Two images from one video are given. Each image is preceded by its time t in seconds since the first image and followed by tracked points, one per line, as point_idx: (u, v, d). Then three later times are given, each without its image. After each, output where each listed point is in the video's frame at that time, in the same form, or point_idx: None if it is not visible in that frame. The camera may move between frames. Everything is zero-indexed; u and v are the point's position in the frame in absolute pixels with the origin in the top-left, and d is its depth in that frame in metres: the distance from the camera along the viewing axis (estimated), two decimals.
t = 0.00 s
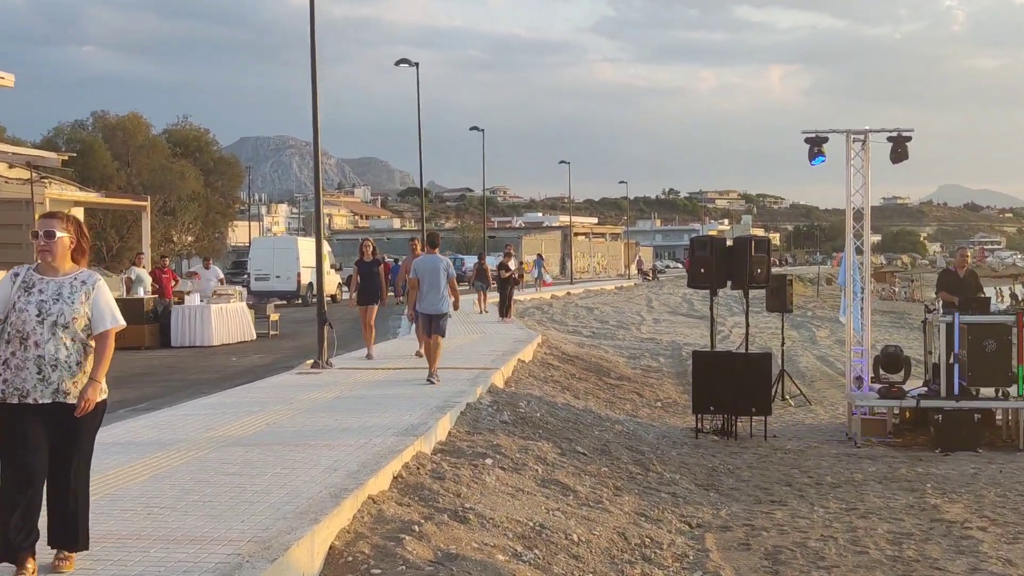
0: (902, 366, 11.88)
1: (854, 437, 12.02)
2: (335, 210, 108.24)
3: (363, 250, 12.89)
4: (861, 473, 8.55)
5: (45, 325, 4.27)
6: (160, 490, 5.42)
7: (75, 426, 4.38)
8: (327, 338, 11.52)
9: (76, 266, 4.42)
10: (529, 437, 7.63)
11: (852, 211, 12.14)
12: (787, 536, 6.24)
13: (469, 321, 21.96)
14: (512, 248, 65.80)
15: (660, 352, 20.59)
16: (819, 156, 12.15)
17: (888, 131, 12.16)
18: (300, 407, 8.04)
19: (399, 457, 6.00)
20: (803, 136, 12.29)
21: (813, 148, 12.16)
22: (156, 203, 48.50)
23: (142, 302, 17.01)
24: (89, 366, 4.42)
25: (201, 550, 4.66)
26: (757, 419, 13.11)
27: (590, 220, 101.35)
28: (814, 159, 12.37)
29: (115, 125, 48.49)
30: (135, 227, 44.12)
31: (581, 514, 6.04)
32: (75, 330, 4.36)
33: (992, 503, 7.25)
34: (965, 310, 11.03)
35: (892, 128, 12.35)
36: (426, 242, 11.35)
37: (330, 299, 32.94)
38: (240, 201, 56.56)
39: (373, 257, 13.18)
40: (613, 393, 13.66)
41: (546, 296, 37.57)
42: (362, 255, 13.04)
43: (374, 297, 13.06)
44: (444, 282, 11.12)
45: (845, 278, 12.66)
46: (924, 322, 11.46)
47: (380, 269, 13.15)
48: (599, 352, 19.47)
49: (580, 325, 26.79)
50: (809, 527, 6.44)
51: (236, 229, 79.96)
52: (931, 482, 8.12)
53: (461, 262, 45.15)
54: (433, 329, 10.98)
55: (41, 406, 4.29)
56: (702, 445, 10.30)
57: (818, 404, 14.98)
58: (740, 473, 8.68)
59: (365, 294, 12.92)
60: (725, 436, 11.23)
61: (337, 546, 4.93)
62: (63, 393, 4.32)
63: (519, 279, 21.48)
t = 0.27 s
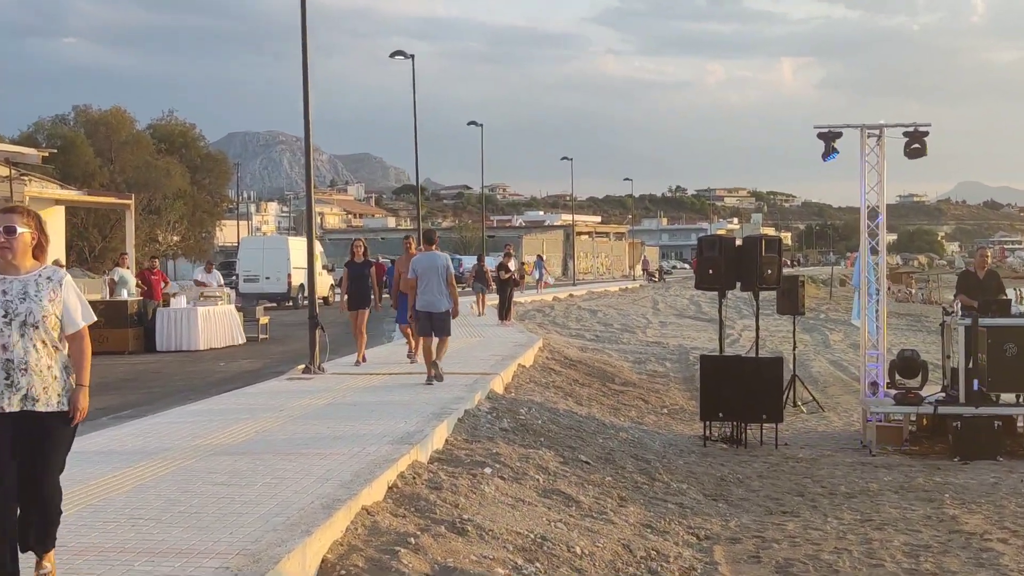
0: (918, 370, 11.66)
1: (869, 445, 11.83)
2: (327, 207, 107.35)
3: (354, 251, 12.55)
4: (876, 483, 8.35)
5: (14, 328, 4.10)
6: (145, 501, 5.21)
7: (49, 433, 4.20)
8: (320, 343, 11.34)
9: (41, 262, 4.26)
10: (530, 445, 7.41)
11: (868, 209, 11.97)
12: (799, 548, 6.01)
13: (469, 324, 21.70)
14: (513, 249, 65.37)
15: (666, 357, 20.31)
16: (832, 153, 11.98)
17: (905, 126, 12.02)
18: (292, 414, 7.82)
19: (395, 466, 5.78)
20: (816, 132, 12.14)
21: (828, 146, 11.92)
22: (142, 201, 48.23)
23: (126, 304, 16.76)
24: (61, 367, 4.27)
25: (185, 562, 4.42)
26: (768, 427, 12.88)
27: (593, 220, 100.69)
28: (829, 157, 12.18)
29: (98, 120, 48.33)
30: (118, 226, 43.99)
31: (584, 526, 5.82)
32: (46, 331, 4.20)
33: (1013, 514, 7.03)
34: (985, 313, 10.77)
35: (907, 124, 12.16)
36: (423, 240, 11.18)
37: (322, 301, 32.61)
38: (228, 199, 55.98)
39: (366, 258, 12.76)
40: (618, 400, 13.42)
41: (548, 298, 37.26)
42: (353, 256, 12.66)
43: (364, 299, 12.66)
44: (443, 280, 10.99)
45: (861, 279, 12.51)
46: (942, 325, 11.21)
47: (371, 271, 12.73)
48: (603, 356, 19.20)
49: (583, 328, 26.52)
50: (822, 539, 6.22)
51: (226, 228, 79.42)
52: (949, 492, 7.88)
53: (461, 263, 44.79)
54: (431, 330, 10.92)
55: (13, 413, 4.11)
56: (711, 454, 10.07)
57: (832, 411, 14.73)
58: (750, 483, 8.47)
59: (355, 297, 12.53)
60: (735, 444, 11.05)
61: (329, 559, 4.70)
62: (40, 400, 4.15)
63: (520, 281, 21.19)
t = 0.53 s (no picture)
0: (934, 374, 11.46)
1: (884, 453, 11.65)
2: (317, 206, 106.52)
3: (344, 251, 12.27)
4: (891, 492, 8.14)
5: None
6: (128, 510, 5.00)
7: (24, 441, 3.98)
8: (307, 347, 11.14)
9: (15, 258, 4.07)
10: (530, 453, 7.20)
11: (882, 207, 11.81)
12: (811, 559, 5.80)
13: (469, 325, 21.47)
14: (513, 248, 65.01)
15: (671, 361, 20.06)
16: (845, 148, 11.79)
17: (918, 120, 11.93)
18: (279, 420, 7.61)
19: (388, 475, 5.57)
20: (828, 127, 11.94)
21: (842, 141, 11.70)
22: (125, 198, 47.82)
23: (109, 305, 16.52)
24: (38, 372, 4.07)
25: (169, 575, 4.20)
26: (779, 433, 12.67)
27: (595, 219, 100.30)
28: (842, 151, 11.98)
29: (79, 115, 47.65)
30: (99, 224, 43.80)
31: (587, 536, 5.61)
32: (21, 334, 4.00)
33: None
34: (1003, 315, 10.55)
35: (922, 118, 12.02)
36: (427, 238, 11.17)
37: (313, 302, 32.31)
38: (214, 196, 55.43)
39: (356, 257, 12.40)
40: (622, 405, 13.20)
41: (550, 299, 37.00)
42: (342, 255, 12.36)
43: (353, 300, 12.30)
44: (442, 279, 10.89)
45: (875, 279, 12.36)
46: (959, 327, 10.98)
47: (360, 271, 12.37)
48: (607, 360, 18.97)
49: (586, 330, 26.29)
50: (834, 550, 6.01)
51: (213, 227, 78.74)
52: (968, 501, 7.68)
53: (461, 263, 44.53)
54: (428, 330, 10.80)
55: None
56: (720, 462, 9.85)
57: (846, 417, 14.52)
58: (759, 491, 8.27)
59: (343, 299, 12.23)
60: (744, 451, 10.84)
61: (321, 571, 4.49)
62: (16, 407, 3.95)
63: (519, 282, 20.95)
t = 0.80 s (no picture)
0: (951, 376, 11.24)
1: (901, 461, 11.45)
2: (308, 203, 105.72)
3: (334, 251, 12.05)
4: (906, 502, 7.94)
5: None
6: (111, 521, 4.79)
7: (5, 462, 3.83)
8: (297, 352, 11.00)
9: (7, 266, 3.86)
10: (531, 461, 7.02)
11: (897, 204, 11.61)
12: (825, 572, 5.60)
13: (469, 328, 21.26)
14: (514, 247, 64.67)
15: (677, 365, 19.83)
16: (856, 141, 11.72)
17: (938, 112, 11.77)
18: (268, 426, 7.42)
19: (383, 484, 5.38)
20: (842, 119, 11.73)
21: (854, 134, 11.56)
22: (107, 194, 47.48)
23: (93, 307, 16.28)
24: (19, 390, 3.90)
25: None
26: (792, 440, 12.44)
27: (597, 218, 100.05)
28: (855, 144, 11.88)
29: (61, 109, 46.83)
30: (80, 223, 43.58)
31: (590, 548, 5.41)
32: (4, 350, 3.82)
33: None
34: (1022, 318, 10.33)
35: (938, 111, 11.85)
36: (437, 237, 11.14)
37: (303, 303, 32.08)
38: (201, 193, 55.07)
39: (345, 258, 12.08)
40: (627, 411, 12.97)
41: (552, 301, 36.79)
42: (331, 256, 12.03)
43: (341, 303, 12.02)
44: (450, 282, 10.96)
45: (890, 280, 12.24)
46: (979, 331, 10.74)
47: (350, 272, 12.06)
48: (611, 364, 18.76)
49: (589, 333, 26.04)
50: (850, 562, 5.81)
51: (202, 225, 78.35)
52: (987, 512, 7.51)
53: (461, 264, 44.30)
54: (433, 331, 10.86)
55: None
56: (728, 470, 9.63)
57: (861, 423, 14.29)
58: (770, 501, 8.07)
59: (331, 301, 11.97)
60: (755, 459, 10.64)
61: None
62: None
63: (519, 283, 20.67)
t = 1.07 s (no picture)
0: (966, 378, 11.06)
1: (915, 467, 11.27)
2: (298, 199, 105.06)
3: (323, 246, 11.52)
4: (920, 509, 7.81)
5: None
6: (94, 529, 4.62)
7: None
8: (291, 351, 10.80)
9: None
10: (531, 466, 6.85)
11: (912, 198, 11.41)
12: None
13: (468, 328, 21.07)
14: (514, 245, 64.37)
15: (683, 366, 19.62)
16: (868, 133, 11.67)
17: (954, 104, 11.58)
18: (258, 431, 7.24)
19: (378, 489, 5.22)
20: (855, 109, 11.62)
21: (865, 124, 11.58)
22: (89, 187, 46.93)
23: (76, 307, 16.19)
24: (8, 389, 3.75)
25: None
26: (802, 445, 12.27)
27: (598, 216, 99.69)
28: (867, 136, 11.78)
29: (44, 101, 46.10)
30: (62, 219, 43.36)
31: (593, 556, 5.24)
32: None
33: None
34: None
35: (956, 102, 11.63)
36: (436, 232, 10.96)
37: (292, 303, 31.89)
38: (188, 187, 54.59)
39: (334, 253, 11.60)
40: (630, 415, 12.79)
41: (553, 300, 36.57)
42: (320, 252, 11.55)
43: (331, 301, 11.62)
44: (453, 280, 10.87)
45: (904, 277, 12.09)
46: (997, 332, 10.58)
47: (340, 268, 11.60)
48: (614, 365, 18.57)
49: (591, 333, 25.86)
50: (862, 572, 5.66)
51: (189, 220, 78.04)
52: (1005, 521, 7.42)
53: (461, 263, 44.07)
54: (435, 329, 10.84)
55: None
56: (735, 476, 9.46)
57: (873, 427, 14.10)
58: (778, 508, 7.90)
59: (321, 299, 11.50)
60: (763, 465, 10.48)
61: None
62: None
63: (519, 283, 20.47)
